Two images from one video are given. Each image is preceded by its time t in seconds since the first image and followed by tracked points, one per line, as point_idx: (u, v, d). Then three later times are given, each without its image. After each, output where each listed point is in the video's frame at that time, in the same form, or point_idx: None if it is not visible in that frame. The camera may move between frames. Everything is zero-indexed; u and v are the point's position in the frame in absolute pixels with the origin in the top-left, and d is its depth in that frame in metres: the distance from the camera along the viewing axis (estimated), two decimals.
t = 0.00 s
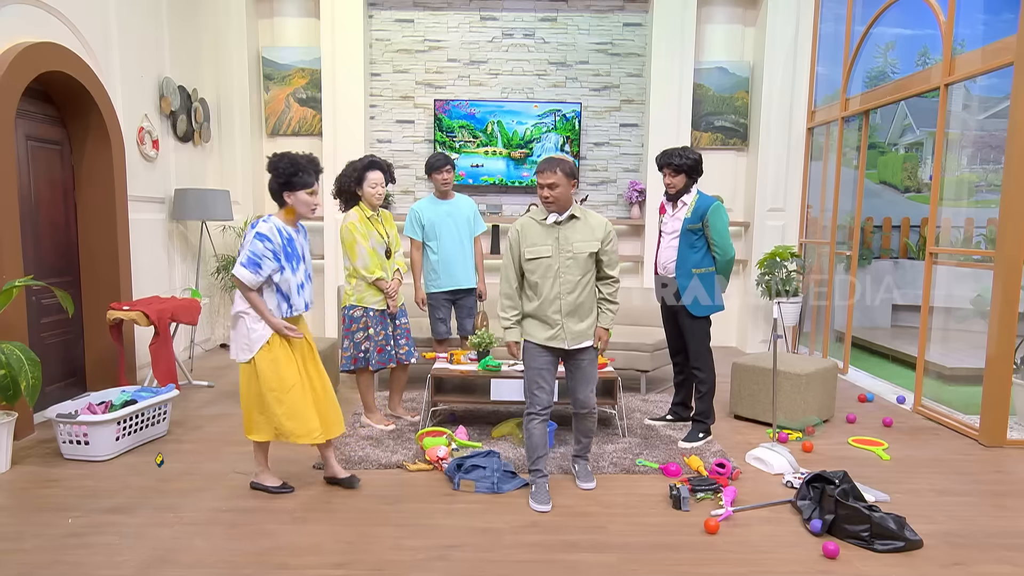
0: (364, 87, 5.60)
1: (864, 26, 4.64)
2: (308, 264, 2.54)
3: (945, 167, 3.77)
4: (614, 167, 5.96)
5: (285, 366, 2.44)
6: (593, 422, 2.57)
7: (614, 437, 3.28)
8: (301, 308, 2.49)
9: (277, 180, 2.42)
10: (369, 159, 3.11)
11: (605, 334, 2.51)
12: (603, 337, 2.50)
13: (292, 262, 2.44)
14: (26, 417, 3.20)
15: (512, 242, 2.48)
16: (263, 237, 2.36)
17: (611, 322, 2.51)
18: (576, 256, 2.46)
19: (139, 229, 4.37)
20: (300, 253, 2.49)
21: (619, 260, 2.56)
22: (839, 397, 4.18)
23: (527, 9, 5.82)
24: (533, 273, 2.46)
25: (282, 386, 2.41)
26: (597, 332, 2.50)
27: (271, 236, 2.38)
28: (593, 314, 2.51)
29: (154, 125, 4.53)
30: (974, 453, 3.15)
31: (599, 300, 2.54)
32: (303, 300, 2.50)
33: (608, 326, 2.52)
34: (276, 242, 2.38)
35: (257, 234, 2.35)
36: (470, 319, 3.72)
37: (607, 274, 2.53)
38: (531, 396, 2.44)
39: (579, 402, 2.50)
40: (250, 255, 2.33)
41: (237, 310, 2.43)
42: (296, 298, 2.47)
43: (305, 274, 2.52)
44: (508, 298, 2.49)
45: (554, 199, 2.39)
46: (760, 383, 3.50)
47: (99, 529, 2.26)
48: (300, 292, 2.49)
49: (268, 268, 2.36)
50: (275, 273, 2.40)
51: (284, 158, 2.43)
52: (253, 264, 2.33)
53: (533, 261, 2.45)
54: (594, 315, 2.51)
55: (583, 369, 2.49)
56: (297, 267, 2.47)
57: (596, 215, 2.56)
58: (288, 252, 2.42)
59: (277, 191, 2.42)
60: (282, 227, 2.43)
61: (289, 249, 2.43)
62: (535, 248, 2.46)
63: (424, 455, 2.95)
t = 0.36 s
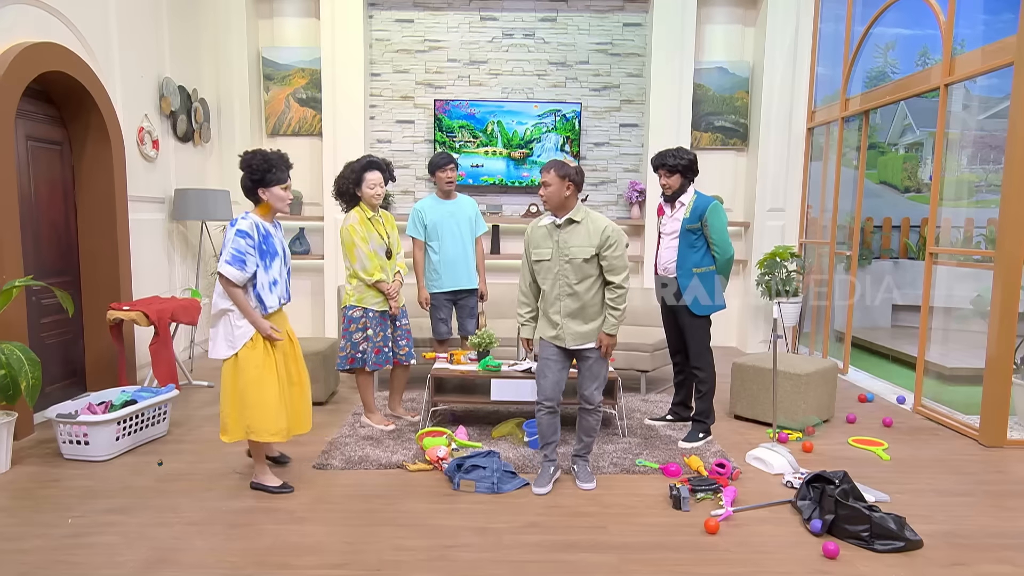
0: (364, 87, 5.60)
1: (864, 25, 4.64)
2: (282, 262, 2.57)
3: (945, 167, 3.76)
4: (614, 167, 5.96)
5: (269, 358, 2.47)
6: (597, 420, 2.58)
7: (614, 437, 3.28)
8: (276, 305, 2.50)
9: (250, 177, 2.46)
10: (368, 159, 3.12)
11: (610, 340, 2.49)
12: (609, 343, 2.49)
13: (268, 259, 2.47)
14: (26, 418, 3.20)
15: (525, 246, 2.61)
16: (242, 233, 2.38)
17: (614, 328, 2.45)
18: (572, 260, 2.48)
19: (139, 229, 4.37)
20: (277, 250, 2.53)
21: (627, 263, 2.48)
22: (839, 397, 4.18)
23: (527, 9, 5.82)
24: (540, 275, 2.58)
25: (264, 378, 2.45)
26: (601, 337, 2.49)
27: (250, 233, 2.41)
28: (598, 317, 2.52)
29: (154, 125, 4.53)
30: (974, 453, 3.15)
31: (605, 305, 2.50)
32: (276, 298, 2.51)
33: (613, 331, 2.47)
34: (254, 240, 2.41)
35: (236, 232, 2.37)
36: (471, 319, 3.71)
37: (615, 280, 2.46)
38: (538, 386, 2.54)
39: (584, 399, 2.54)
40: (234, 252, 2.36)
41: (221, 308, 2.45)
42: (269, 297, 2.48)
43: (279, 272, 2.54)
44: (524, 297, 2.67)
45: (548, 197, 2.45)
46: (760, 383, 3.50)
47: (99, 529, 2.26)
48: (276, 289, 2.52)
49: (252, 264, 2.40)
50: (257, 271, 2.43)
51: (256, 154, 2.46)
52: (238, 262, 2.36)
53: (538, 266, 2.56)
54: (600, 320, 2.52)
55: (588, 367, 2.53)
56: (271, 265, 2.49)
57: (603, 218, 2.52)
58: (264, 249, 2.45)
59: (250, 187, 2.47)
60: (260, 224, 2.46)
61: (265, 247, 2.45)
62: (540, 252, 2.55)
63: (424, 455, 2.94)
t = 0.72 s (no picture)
0: (364, 87, 5.60)
1: (864, 25, 4.64)
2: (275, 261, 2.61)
3: (945, 167, 3.76)
4: (614, 167, 5.96)
5: (251, 354, 2.52)
6: (593, 420, 2.58)
7: (614, 437, 3.28)
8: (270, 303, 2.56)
9: (242, 180, 2.50)
10: (365, 159, 3.12)
11: (594, 341, 2.47)
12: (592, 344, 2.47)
13: (263, 257, 2.51)
14: (27, 418, 3.20)
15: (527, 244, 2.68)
16: (236, 233, 2.41)
17: (594, 328, 2.43)
18: (556, 258, 2.51)
19: (139, 229, 4.37)
20: (267, 250, 2.56)
21: (606, 262, 2.45)
22: (839, 397, 4.19)
23: (527, 9, 5.82)
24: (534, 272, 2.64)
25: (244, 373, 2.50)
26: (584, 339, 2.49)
27: (245, 232, 2.44)
28: (582, 316, 2.52)
29: (154, 125, 4.53)
30: (974, 453, 3.15)
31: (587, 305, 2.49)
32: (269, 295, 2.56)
33: (595, 332, 2.45)
34: (249, 239, 2.45)
35: (230, 231, 2.40)
36: (472, 319, 3.72)
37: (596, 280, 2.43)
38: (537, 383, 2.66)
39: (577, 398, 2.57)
40: (236, 251, 2.39)
41: (208, 304, 2.47)
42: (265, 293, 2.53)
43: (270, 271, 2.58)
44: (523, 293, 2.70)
45: (538, 195, 2.50)
46: (760, 383, 3.50)
47: (99, 530, 2.26)
48: (269, 287, 2.57)
49: (253, 262, 2.46)
50: (255, 268, 2.47)
51: (247, 158, 2.50)
52: (242, 259, 2.41)
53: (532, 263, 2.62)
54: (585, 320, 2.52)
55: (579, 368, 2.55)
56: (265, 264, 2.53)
57: (587, 216, 2.51)
58: (258, 248, 2.48)
59: (242, 191, 2.51)
60: (253, 225, 2.49)
61: (259, 246, 2.49)
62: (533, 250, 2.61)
63: (424, 455, 2.94)
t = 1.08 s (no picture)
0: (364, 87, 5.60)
1: (864, 26, 4.64)
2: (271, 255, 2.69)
3: (945, 168, 3.76)
4: (614, 167, 5.96)
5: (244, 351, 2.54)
6: (591, 420, 2.58)
7: (614, 437, 3.28)
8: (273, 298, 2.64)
9: (237, 177, 2.52)
10: (367, 159, 3.12)
11: (578, 337, 2.44)
12: (577, 341, 2.45)
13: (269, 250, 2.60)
14: (26, 418, 3.20)
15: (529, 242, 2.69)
16: (242, 229, 2.49)
17: (581, 324, 2.41)
18: (552, 253, 2.53)
19: (139, 229, 4.37)
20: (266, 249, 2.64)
21: (600, 259, 2.43)
22: (839, 397, 4.18)
23: (527, 9, 5.82)
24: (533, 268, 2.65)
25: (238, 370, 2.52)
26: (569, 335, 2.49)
27: (248, 229, 2.51)
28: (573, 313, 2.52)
29: (154, 125, 4.53)
30: (974, 453, 3.15)
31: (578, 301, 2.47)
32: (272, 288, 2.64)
33: (581, 329, 2.42)
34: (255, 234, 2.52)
35: (236, 228, 2.47)
36: (473, 320, 3.72)
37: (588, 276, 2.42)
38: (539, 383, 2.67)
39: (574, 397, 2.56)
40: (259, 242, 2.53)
41: (199, 301, 2.51)
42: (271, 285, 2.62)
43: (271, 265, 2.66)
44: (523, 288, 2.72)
45: (536, 191, 2.51)
46: (760, 383, 3.50)
47: (99, 529, 2.26)
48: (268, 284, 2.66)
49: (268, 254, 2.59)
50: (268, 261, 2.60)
51: (245, 156, 2.52)
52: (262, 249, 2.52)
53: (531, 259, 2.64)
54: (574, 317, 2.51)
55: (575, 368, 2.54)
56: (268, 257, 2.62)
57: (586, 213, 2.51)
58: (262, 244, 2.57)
59: (237, 188, 2.53)
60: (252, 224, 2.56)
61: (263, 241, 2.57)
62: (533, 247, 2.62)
63: (424, 455, 2.94)
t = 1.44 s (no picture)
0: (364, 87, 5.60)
1: (864, 26, 4.64)
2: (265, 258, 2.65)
3: (945, 168, 3.76)
4: (614, 167, 5.96)
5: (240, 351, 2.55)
6: (591, 419, 2.57)
7: (614, 437, 3.28)
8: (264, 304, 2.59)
9: (233, 176, 2.51)
10: (368, 159, 3.12)
11: (588, 337, 2.45)
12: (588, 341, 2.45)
13: (255, 256, 2.55)
14: (26, 417, 3.20)
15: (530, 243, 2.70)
16: (229, 234, 2.46)
17: (586, 322, 2.41)
18: (552, 253, 2.53)
19: (139, 229, 4.37)
20: (259, 250, 2.61)
21: (600, 258, 2.43)
22: (839, 397, 4.18)
23: (526, 9, 5.82)
24: (535, 267, 2.65)
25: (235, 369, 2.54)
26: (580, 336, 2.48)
27: (237, 233, 2.48)
28: (576, 312, 2.51)
29: (154, 125, 4.53)
30: (974, 453, 3.15)
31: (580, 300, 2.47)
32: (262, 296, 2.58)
33: (589, 328, 2.42)
34: (240, 240, 2.49)
35: (224, 232, 2.45)
36: (474, 320, 3.72)
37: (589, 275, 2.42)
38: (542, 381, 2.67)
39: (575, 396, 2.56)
40: (231, 251, 2.45)
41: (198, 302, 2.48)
42: (258, 293, 2.56)
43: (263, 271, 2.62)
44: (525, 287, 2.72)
45: (536, 192, 2.50)
46: (760, 383, 3.50)
47: (99, 530, 2.26)
48: (262, 288, 2.61)
49: (246, 263, 2.50)
50: (249, 269, 2.52)
51: (240, 154, 2.52)
52: (236, 261, 2.46)
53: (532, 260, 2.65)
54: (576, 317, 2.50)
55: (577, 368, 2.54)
56: (257, 263, 2.57)
57: (585, 212, 2.50)
58: (250, 249, 2.53)
59: (233, 188, 2.53)
60: (245, 225, 2.55)
61: (250, 247, 2.53)
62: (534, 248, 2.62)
63: (424, 455, 2.94)
